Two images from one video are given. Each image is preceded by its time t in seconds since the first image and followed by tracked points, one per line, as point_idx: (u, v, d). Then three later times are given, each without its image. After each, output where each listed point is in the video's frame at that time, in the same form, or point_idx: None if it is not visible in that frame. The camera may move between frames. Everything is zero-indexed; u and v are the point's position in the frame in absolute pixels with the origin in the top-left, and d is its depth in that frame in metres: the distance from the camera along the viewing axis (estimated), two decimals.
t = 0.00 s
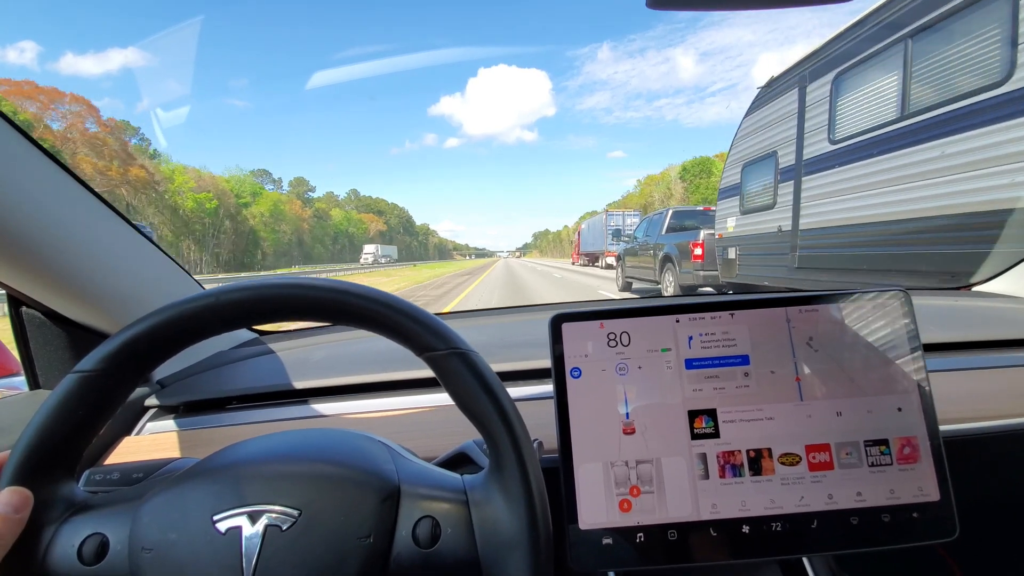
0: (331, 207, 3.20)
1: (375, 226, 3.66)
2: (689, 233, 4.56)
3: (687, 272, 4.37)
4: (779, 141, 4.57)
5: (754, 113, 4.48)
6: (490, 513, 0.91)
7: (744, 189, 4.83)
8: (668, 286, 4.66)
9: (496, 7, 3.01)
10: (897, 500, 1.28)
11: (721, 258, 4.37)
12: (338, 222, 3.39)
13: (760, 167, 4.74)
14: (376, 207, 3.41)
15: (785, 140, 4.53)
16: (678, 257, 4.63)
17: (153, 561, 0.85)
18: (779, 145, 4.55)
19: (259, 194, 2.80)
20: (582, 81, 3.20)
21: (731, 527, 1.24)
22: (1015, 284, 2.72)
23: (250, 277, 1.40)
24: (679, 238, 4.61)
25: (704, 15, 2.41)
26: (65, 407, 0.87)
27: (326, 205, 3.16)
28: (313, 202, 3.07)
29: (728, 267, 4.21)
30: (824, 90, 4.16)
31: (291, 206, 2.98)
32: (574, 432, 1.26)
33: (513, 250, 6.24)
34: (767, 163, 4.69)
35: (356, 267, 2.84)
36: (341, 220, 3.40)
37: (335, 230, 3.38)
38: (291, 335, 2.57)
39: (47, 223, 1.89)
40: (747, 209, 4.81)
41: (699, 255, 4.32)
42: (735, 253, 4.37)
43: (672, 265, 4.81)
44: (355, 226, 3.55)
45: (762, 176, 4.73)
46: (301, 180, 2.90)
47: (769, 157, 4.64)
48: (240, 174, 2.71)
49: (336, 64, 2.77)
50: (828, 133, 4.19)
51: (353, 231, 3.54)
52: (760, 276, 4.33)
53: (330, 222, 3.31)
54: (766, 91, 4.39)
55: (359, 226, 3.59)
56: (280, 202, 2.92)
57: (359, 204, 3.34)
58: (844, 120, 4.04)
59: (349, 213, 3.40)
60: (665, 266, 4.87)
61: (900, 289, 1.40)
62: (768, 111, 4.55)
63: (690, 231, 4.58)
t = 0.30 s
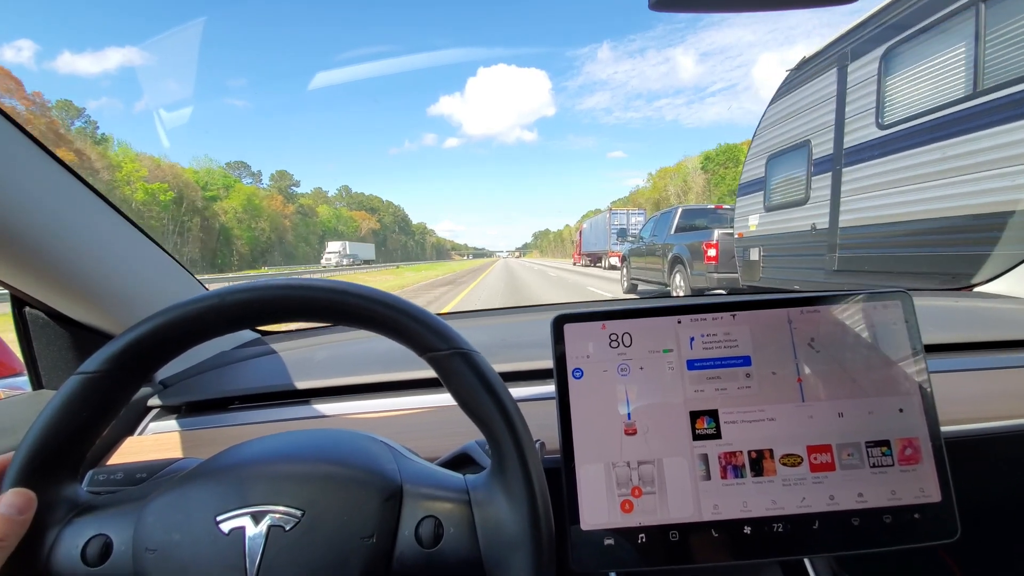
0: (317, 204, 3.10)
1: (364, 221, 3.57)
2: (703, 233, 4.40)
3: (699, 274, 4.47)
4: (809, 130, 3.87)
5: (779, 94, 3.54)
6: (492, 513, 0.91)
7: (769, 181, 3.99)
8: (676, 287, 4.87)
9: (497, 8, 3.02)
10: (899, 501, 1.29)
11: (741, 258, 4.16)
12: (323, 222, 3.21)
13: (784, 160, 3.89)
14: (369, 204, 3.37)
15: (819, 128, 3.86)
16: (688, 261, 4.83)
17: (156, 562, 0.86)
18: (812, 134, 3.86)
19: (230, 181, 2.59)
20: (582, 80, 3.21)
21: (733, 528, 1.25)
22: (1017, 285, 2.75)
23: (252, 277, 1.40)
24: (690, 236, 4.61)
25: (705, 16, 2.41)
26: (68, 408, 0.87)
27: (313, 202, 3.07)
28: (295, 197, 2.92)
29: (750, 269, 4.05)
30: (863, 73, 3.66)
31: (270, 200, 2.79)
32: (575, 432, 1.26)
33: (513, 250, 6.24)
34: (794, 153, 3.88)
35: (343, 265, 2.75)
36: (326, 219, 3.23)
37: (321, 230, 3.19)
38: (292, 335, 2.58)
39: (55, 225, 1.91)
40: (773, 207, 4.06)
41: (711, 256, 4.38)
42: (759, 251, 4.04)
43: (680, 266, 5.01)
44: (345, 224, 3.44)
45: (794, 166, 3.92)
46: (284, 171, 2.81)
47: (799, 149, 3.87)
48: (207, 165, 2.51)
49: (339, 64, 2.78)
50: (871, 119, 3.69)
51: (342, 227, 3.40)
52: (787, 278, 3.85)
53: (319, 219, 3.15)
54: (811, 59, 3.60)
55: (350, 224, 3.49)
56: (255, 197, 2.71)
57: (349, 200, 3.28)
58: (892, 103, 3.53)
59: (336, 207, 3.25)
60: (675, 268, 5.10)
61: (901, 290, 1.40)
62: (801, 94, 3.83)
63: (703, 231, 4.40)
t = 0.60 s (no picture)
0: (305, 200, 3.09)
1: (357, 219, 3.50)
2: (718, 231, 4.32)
3: (715, 276, 4.25)
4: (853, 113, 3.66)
5: (801, 83, 3.66)
6: (494, 513, 0.91)
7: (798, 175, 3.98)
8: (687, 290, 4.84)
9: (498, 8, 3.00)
10: (897, 503, 1.29)
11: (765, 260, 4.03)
12: (310, 218, 3.14)
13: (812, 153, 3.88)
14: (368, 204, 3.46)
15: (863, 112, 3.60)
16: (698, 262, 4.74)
17: (160, 562, 0.86)
18: (852, 120, 3.66)
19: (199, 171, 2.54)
20: (583, 81, 3.22)
21: (733, 529, 1.25)
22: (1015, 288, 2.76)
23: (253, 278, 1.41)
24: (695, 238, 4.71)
25: (705, 20, 2.42)
26: (73, 409, 0.88)
27: (294, 198, 3.00)
28: (276, 190, 2.86)
29: (774, 271, 3.81)
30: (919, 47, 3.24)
31: (245, 194, 2.74)
32: (576, 434, 1.27)
33: (513, 250, 6.22)
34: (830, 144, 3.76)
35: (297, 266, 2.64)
36: (312, 216, 3.15)
37: (306, 227, 3.10)
38: (293, 336, 2.58)
39: (52, 226, 1.90)
40: (800, 202, 4.00)
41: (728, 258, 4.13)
42: (786, 252, 3.84)
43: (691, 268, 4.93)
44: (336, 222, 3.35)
45: (824, 159, 3.83)
46: (263, 165, 2.78)
47: (837, 136, 3.72)
48: (170, 156, 2.42)
49: (342, 65, 2.80)
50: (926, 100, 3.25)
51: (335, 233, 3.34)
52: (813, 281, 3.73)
53: (300, 218, 3.07)
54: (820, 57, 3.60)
55: (340, 222, 3.40)
56: (225, 189, 2.65)
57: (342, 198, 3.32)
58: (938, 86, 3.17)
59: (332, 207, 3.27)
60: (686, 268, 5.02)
61: (901, 294, 1.41)
62: (832, 79, 3.71)
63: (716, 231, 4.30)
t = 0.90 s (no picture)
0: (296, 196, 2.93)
1: (344, 216, 3.33)
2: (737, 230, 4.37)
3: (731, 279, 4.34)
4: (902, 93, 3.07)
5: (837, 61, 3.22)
6: (480, 516, 0.91)
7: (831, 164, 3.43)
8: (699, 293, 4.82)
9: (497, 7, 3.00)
10: (888, 507, 1.29)
11: (794, 259, 3.77)
12: (293, 216, 2.94)
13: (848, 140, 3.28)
14: (355, 199, 3.33)
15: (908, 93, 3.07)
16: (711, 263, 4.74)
17: (143, 564, 0.86)
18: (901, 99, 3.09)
19: (158, 154, 2.33)
20: (583, 81, 3.24)
21: (723, 532, 1.25)
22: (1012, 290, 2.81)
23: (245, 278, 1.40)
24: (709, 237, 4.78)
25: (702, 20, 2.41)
26: (58, 410, 0.87)
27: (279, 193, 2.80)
28: (254, 182, 2.64)
29: (807, 274, 3.59)
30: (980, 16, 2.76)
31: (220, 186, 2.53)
32: (567, 437, 1.27)
33: (513, 250, 6.20)
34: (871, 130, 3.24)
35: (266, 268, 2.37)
36: (295, 213, 2.95)
37: (286, 224, 2.88)
38: (288, 335, 2.58)
39: (44, 224, 1.90)
40: (834, 195, 3.45)
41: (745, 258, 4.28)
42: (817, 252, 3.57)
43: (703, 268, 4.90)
44: (320, 221, 3.17)
45: (863, 148, 3.30)
46: (238, 153, 2.57)
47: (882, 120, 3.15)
48: (121, 139, 2.23)
49: (339, 64, 2.78)
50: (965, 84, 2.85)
51: (318, 233, 3.15)
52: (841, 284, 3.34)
53: (282, 214, 2.85)
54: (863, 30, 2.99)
55: (326, 220, 3.22)
56: (186, 179, 2.40)
57: (331, 194, 3.13)
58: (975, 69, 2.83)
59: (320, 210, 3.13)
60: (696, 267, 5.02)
61: (893, 298, 1.40)
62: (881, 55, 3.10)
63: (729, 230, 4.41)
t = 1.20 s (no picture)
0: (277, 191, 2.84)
1: (333, 213, 3.19)
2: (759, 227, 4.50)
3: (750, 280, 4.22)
4: (973, 65, 2.92)
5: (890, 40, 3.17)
6: (476, 516, 0.90)
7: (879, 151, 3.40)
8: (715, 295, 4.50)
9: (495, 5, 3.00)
10: (886, 505, 1.29)
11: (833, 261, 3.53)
12: (273, 212, 2.86)
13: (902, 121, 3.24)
14: (345, 196, 3.20)
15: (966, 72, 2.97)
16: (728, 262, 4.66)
17: (136, 564, 0.85)
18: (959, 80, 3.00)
19: (108, 139, 2.18)
20: (582, 80, 3.22)
21: (721, 531, 1.25)
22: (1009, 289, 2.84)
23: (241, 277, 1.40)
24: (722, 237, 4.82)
25: (700, 18, 2.41)
26: (51, 408, 0.86)
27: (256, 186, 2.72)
28: (225, 176, 2.54)
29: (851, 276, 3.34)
30: None
31: (188, 178, 2.41)
32: (564, 435, 1.26)
33: (513, 250, 6.19)
34: (936, 109, 3.12)
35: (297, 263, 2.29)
36: (275, 208, 2.86)
37: (263, 221, 2.82)
38: (285, 335, 2.57)
39: (35, 222, 1.88)
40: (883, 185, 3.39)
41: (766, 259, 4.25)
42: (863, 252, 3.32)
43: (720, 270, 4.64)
44: (305, 218, 3.06)
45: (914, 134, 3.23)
46: (207, 143, 2.48)
47: (942, 101, 3.08)
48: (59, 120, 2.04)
49: (335, 63, 2.77)
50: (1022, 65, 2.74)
51: (303, 231, 3.07)
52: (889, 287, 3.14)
53: (260, 210, 2.79)
54: (913, 2, 2.96)
55: (313, 217, 3.11)
56: (134, 166, 2.27)
57: (321, 189, 3.03)
58: None
59: (308, 205, 3.01)
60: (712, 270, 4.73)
61: (891, 296, 1.40)
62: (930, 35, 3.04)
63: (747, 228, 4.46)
